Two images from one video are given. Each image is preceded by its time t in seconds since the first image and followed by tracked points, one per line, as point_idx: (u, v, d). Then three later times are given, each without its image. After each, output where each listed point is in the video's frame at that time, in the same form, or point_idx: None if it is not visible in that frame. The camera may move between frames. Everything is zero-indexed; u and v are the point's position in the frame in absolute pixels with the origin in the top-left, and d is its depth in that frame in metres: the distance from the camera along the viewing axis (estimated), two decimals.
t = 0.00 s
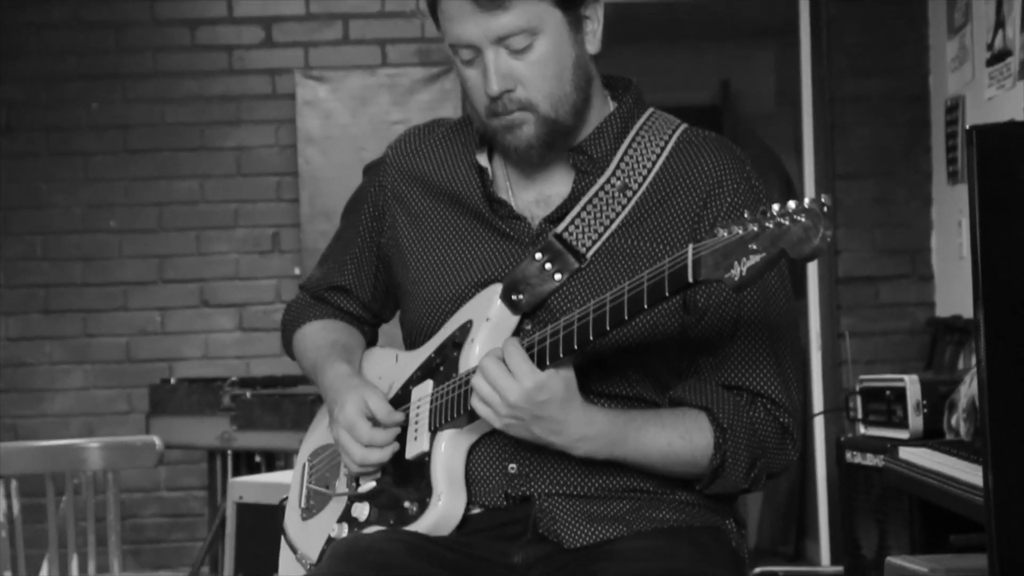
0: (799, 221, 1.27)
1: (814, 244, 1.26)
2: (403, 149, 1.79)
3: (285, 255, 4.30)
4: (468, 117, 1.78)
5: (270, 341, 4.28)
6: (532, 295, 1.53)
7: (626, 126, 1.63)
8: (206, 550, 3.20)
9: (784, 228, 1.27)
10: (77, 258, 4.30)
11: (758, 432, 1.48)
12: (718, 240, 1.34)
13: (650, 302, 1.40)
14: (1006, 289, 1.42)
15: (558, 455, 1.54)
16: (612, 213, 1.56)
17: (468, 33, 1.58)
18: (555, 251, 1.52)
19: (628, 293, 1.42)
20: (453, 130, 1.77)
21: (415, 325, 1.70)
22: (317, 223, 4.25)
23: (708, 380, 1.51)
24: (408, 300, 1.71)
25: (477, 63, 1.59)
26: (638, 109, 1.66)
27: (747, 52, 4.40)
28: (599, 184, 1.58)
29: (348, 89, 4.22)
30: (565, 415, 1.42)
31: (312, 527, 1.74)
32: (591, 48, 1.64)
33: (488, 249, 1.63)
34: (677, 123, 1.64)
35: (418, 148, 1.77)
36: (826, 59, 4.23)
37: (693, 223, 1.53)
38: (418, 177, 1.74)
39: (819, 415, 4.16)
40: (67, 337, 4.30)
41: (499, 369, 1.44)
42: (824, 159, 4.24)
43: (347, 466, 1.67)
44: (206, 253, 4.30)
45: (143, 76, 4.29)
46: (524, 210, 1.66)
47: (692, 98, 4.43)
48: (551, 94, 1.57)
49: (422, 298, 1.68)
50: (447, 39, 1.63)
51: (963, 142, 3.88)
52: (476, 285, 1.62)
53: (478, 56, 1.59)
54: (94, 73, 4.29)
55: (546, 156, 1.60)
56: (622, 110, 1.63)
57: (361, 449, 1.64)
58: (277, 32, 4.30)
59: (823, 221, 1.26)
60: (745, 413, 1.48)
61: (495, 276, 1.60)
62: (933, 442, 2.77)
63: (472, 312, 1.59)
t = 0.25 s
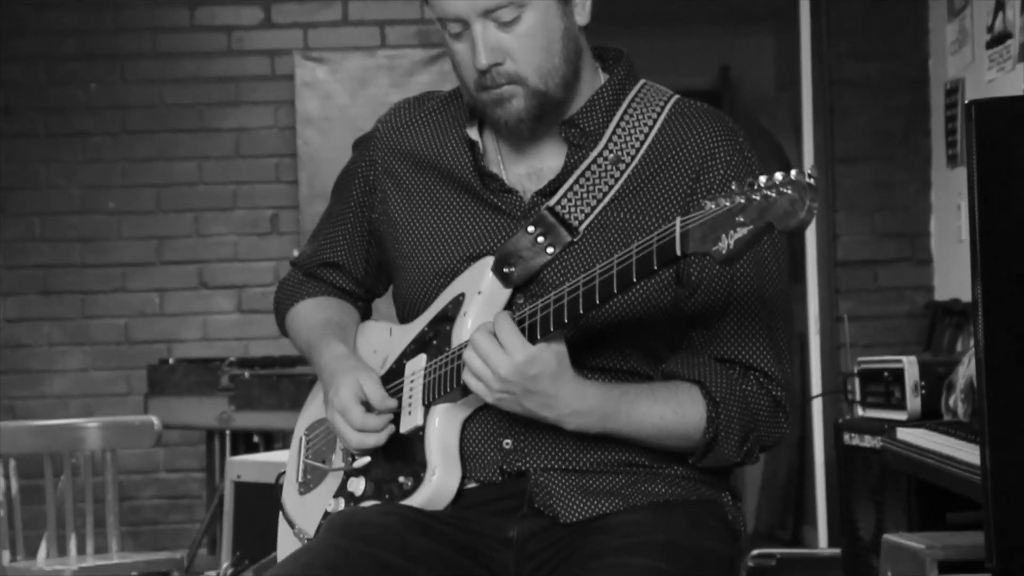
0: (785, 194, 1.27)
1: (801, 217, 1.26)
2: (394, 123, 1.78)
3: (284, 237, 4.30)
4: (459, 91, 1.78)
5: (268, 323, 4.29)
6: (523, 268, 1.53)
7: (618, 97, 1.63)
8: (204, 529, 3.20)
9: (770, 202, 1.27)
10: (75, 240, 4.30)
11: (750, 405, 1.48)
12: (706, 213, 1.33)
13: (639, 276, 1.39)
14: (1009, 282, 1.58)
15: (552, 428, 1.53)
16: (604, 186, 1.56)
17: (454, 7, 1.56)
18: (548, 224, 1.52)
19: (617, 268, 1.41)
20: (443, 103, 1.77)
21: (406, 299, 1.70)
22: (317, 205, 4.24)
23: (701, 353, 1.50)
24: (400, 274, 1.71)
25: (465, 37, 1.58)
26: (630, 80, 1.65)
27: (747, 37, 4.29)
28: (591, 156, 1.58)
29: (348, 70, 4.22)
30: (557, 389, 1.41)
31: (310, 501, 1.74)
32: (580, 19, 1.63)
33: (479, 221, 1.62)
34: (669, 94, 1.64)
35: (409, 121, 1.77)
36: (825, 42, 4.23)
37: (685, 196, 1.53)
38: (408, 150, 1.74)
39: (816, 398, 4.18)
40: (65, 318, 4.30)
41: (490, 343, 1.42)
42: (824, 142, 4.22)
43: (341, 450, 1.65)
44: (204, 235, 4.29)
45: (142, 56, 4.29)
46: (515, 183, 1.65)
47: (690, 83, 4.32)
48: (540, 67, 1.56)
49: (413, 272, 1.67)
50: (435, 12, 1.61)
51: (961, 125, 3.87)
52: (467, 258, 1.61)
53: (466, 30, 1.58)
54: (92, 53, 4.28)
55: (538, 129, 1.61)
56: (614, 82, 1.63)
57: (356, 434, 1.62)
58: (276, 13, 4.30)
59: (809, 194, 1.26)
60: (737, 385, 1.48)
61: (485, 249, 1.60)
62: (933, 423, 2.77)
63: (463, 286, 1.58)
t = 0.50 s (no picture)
0: (775, 172, 1.27)
1: (791, 195, 1.26)
2: (385, 103, 1.78)
3: (283, 224, 4.31)
4: (449, 70, 1.78)
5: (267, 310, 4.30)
6: (517, 246, 1.53)
7: (610, 74, 1.62)
8: (204, 514, 3.20)
9: (760, 179, 1.27)
10: (74, 227, 4.30)
11: (746, 382, 1.48)
12: (696, 191, 1.32)
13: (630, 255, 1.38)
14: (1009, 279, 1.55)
15: (547, 407, 1.52)
16: (598, 164, 1.55)
17: None
18: (541, 203, 1.52)
19: (608, 247, 1.40)
20: (434, 81, 1.77)
21: (401, 278, 1.69)
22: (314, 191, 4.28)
23: (697, 330, 1.51)
24: (393, 254, 1.70)
25: (454, 16, 1.58)
26: (621, 57, 1.65)
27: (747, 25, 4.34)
28: (585, 134, 1.57)
29: (347, 57, 4.25)
30: (551, 367, 1.41)
31: (308, 479, 1.75)
32: None
33: (473, 200, 1.62)
34: (660, 69, 1.64)
35: (400, 99, 1.76)
36: (825, 30, 4.22)
37: (677, 173, 1.53)
38: (400, 130, 1.74)
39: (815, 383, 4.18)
40: (65, 305, 4.31)
41: (484, 323, 1.43)
42: (824, 129, 4.22)
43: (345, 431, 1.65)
44: (203, 222, 4.30)
45: (140, 44, 4.29)
46: (508, 161, 1.65)
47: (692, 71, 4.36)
48: (530, 45, 1.56)
49: (407, 252, 1.67)
50: None
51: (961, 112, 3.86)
52: (460, 236, 1.61)
53: (456, 9, 1.58)
54: (91, 40, 4.28)
55: (530, 107, 1.60)
56: (605, 59, 1.62)
57: (357, 413, 1.61)
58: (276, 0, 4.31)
59: (800, 171, 1.26)
60: (732, 361, 1.47)
61: (479, 226, 1.60)
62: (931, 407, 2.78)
63: (457, 264, 1.58)
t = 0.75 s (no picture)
0: (770, 146, 1.26)
1: (786, 169, 1.26)
2: (377, 82, 1.78)
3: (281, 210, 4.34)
4: (442, 49, 1.77)
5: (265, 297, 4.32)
6: (511, 225, 1.52)
7: (603, 51, 1.62)
8: (203, 500, 3.21)
9: (754, 154, 1.26)
10: (73, 215, 4.32)
11: (743, 357, 1.47)
12: (691, 166, 1.32)
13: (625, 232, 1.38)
14: (1008, 226, 1.36)
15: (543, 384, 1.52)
16: (593, 141, 1.55)
17: None
18: (536, 180, 1.51)
19: (605, 225, 1.39)
20: (426, 61, 1.76)
21: (396, 257, 1.69)
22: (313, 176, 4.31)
23: (693, 306, 1.50)
24: (388, 233, 1.70)
25: None
26: (614, 34, 1.65)
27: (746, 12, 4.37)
28: (580, 112, 1.57)
29: (344, 43, 4.26)
30: (548, 347, 1.40)
31: (305, 459, 1.75)
32: None
33: (467, 178, 1.62)
34: (653, 46, 1.63)
35: (393, 79, 1.76)
36: (823, 14, 4.22)
37: (672, 149, 1.53)
38: (393, 109, 1.74)
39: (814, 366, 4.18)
40: (64, 292, 4.33)
41: (479, 302, 1.42)
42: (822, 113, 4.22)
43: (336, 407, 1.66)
44: (202, 209, 4.33)
45: (138, 30, 4.30)
46: (501, 139, 1.65)
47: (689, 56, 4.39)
48: (526, 22, 1.56)
49: (402, 232, 1.67)
50: None
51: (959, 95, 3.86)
52: (455, 214, 1.61)
53: None
54: (88, 27, 4.29)
55: (527, 86, 1.59)
56: (598, 36, 1.62)
57: (345, 389, 1.62)
58: None
59: (795, 146, 1.26)
60: (729, 337, 1.47)
61: (473, 204, 1.60)
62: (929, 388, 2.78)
63: (453, 243, 1.58)
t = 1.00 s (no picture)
0: (767, 120, 1.25)
1: (783, 142, 1.24)
2: (374, 62, 1.77)
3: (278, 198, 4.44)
4: (438, 29, 1.77)
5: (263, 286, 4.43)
6: (510, 204, 1.52)
7: (600, 29, 1.61)
8: (203, 485, 3.21)
9: (753, 128, 1.25)
10: (69, 204, 4.43)
11: (739, 334, 1.47)
12: (689, 140, 1.32)
13: (623, 206, 1.38)
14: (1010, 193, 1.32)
15: (539, 362, 1.52)
16: (590, 120, 1.55)
17: None
18: (534, 157, 1.51)
19: (603, 199, 1.39)
20: (423, 40, 1.76)
21: (394, 236, 1.70)
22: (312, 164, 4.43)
23: (689, 284, 1.50)
24: (386, 213, 1.70)
25: None
26: (611, 12, 1.64)
27: None
28: (576, 90, 1.56)
29: (341, 32, 4.38)
30: (544, 323, 1.41)
31: (303, 439, 1.75)
32: None
33: (464, 157, 1.62)
34: (649, 24, 1.64)
35: (389, 58, 1.76)
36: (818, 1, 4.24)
37: (668, 125, 1.54)
38: (390, 89, 1.74)
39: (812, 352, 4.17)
40: (63, 282, 4.44)
41: (476, 278, 1.42)
42: (819, 99, 4.22)
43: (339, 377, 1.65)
44: (199, 198, 4.43)
45: (134, 21, 4.41)
46: (498, 118, 1.64)
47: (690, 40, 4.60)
48: None
49: (400, 211, 1.67)
50: None
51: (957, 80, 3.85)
52: (453, 193, 1.61)
53: None
54: (84, 17, 4.40)
55: (525, 63, 1.59)
56: (594, 15, 1.61)
57: (352, 355, 1.62)
58: None
59: (793, 118, 1.25)
60: (725, 314, 1.47)
61: (470, 183, 1.60)
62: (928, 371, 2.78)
63: (451, 222, 1.58)
